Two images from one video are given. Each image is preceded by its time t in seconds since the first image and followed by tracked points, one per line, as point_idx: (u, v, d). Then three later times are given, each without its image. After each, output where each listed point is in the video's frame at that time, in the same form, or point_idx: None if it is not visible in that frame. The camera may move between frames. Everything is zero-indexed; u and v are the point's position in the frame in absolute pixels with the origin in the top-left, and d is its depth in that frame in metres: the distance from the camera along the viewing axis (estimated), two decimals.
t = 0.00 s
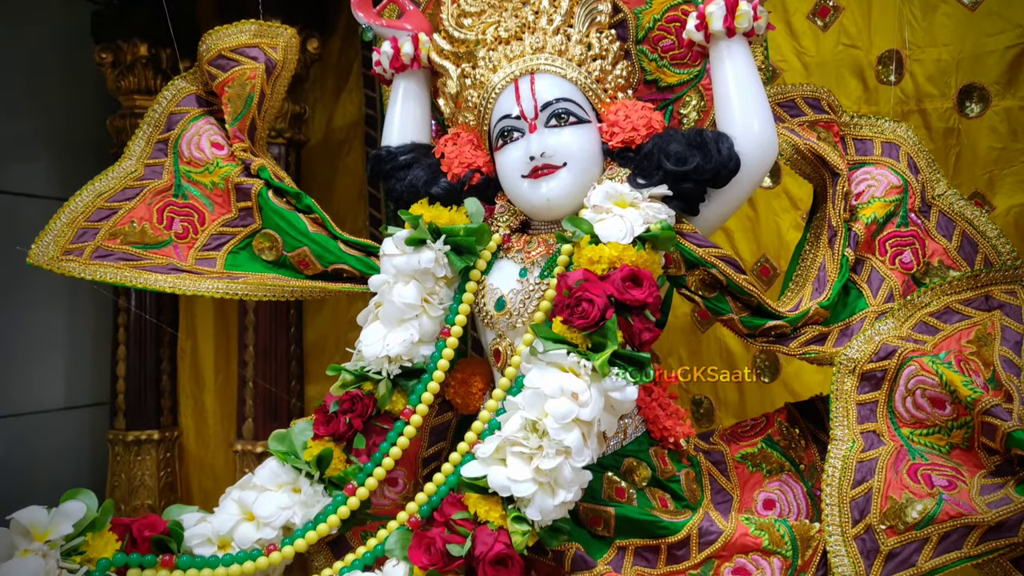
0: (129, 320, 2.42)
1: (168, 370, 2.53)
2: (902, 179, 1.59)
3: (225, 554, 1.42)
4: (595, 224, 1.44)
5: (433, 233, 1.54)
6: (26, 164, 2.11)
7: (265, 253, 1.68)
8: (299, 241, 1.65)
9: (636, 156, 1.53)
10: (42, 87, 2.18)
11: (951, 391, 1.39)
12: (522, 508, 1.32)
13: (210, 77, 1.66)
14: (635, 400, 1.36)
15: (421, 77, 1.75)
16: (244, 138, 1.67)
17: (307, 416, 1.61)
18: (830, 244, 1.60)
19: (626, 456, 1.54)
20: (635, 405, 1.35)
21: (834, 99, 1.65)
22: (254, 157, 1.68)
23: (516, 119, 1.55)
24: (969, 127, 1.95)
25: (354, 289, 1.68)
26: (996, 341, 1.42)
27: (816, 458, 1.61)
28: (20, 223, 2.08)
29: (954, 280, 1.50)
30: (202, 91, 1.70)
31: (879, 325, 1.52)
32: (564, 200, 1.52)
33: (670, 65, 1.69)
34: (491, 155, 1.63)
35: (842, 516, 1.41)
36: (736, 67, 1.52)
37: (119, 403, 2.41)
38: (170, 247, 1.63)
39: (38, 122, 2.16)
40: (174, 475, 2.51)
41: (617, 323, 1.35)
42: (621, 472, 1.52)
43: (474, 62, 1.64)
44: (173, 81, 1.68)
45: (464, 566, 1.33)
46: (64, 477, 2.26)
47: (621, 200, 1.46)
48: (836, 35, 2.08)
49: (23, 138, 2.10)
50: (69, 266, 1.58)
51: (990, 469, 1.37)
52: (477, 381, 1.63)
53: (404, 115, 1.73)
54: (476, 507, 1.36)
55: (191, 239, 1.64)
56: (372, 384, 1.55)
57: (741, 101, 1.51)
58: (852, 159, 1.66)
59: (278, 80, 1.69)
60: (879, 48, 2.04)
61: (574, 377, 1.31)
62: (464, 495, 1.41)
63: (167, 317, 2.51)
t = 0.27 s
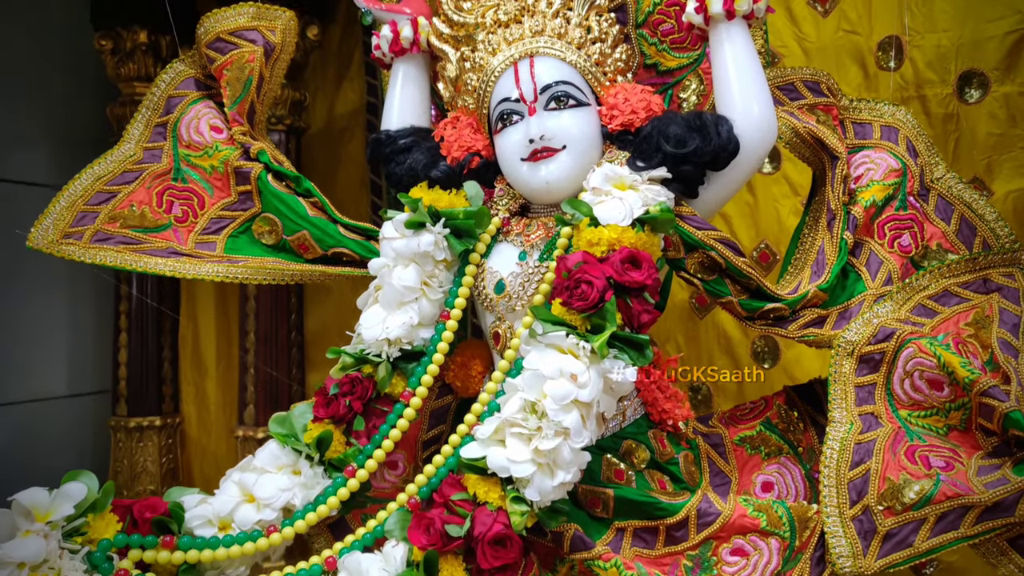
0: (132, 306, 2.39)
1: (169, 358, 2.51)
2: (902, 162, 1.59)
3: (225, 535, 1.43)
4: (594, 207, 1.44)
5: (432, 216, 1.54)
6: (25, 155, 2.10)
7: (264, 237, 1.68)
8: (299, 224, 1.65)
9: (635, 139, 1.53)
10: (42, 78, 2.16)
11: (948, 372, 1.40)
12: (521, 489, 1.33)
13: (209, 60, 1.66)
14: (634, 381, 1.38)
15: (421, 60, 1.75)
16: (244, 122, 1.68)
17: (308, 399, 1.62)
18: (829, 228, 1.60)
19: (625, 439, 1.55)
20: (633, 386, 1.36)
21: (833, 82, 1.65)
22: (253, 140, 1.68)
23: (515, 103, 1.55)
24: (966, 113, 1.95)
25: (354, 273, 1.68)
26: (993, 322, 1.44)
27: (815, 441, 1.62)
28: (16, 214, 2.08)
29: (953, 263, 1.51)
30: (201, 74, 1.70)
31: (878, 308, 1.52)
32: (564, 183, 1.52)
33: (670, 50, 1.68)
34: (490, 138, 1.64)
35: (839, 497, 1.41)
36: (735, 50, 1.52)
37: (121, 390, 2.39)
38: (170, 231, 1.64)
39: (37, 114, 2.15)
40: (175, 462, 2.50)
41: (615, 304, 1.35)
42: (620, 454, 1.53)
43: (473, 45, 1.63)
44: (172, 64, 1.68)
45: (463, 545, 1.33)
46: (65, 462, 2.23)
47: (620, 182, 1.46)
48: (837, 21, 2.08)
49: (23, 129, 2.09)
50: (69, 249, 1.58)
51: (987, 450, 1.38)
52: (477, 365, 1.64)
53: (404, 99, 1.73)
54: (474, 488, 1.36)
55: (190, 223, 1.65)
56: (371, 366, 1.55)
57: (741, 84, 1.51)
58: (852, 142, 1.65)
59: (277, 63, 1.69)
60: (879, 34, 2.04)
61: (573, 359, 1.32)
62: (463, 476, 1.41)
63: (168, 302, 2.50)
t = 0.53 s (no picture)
0: (131, 290, 2.34)
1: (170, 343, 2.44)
2: (901, 143, 1.59)
3: (225, 514, 1.43)
4: (593, 186, 1.45)
5: (431, 196, 1.54)
6: (24, 144, 2.06)
7: (263, 218, 1.68)
8: (298, 205, 1.65)
9: (634, 119, 1.53)
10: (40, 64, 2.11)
11: (946, 352, 1.41)
12: (519, 466, 1.33)
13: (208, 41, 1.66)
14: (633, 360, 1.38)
15: (421, 41, 1.74)
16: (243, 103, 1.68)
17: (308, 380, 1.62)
18: (828, 209, 1.61)
19: (623, 419, 1.55)
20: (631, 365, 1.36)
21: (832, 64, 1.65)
22: (252, 122, 1.68)
23: (514, 83, 1.54)
24: (965, 97, 1.94)
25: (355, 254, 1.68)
26: (992, 303, 1.42)
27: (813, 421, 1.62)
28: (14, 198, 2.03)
29: (952, 244, 1.51)
30: (201, 56, 1.70)
31: (876, 289, 1.53)
32: (563, 163, 1.53)
33: (670, 31, 1.66)
34: (490, 119, 1.64)
35: (837, 475, 1.42)
36: (735, 30, 1.51)
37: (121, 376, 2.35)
38: (169, 212, 1.63)
39: (37, 100, 2.10)
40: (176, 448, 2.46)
41: (615, 283, 1.35)
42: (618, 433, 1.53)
43: (472, 26, 1.62)
44: (171, 45, 1.68)
45: (462, 523, 1.34)
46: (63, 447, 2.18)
47: (620, 162, 1.46)
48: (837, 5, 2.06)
49: (22, 116, 2.04)
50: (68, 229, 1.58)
51: (983, 428, 1.38)
52: (476, 346, 1.64)
53: (403, 80, 1.73)
54: (474, 466, 1.37)
55: (189, 204, 1.65)
56: (371, 347, 1.56)
57: (740, 64, 1.50)
58: (851, 123, 1.65)
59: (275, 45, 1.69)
60: (879, 19, 2.03)
61: (572, 337, 1.32)
62: (463, 454, 1.42)
63: (167, 284, 2.43)
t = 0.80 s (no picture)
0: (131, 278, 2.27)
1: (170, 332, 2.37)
2: (900, 126, 1.59)
3: (225, 496, 1.44)
4: (593, 168, 1.45)
5: (430, 180, 1.54)
6: (24, 142, 2.00)
7: (263, 202, 1.68)
8: (298, 190, 1.66)
9: (633, 102, 1.53)
10: (40, 54, 2.04)
11: (944, 334, 1.41)
12: (519, 448, 1.34)
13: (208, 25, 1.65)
14: (631, 342, 1.38)
15: (420, 26, 1.74)
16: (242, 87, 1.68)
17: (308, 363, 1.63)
18: (828, 192, 1.61)
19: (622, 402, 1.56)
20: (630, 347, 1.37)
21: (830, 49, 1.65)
22: (251, 106, 1.68)
23: (514, 66, 1.54)
24: (967, 85, 1.91)
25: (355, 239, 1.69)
26: (989, 287, 1.43)
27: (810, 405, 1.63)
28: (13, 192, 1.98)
29: (950, 228, 1.51)
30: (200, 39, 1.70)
31: (874, 272, 1.53)
32: (563, 146, 1.53)
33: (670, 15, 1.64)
34: (488, 103, 1.64)
35: (834, 458, 1.42)
36: (735, 15, 1.51)
37: (122, 366, 2.29)
38: (168, 196, 1.64)
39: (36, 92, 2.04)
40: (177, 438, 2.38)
41: (614, 265, 1.36)
42: (616, 416, 1.54)
43: (471, 10, 1.62)
44: (170, 29, 1.67)
45: (461, 504, 1.34)
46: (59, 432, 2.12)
47: (619, 144, 1.47)
48: None
49: (23, 113, 1.99)
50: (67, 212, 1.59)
51: (980, 410, 1.39)
52: (475, 330, 1.64)
53: (402, 64, 1.73)
54: (473, 447, 1.38)
55: (189, 188, 1.65)
56: (371, 330, 1.56)
57: (740, 49, 1.50)
58: (851, 108, 1.65)
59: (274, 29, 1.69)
60: (879, 7, 1.99)
61: (571, 319, 1.32)
62: (462, 436, 1.42)
63: (167, 266, 2.35)
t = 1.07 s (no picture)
0: (132, 268, 2.25)
1: (172, 321, 2.36)
2: (899, 112, 1.59)
3: (226, 480, 1.45)
4: (592, 152, 1.45)
5: (429, 165, 1.54)
6: (24, 133, 1.91)
7: (262, 188, 1.69)
8: (296, 175, 1.66)
9: (632, 87, 1.53)
10: (38, 41, 1.96)
11: (943, 319, 1.41)
12: (518, 431, 1.35)
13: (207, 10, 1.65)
14: (630, 326, 1.38)
15: (419, 11, 1.74)
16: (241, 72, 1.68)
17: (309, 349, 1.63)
18: (826, 177, 1.62)
19: (620, 387, 1.56)
20: (628, 330, 1.37)
21: (830, 34, 1.65)
22: (251, 91, 1.68)
23: (513, 51, 1.55)
24: (967, 73, 1.90)
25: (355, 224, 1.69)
26: (986, 271, 1.44)
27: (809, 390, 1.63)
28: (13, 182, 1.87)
29: (949, 214, 1.51)
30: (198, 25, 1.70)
31: (874, 257, 1.53)
32: (561, 131, 1.53)
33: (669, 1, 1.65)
34: (487, 89, 1.64)
35: (833, 441, 1.43)
36: None
37: (124, 355, 2.28)
38: (168, 181, 1.65)
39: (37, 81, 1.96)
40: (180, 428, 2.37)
41: (613, 249, 1.36)
42: (615, 401, 1.54)
43: None
44: (168, 15, 1.67)
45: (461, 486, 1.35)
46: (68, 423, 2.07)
47: (619, 129, 1.47)
48: None
49: (22, 100, 1.90)
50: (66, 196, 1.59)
51: (978, 394, 1.40)
52: (475, 315, 1.65)
53: (402, 50, 1.73)
54: (472, 431, 1.38)
55: (188, 173, 1.66)
56: (371, 315, 1.57)
57: (739, 33, 1.50)
58: (850, 94, 1.65)
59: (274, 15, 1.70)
60: None
61: (570, 303, 1.33)
62: (462, 419, 1.43)
63: (168, 253, 2.36)
